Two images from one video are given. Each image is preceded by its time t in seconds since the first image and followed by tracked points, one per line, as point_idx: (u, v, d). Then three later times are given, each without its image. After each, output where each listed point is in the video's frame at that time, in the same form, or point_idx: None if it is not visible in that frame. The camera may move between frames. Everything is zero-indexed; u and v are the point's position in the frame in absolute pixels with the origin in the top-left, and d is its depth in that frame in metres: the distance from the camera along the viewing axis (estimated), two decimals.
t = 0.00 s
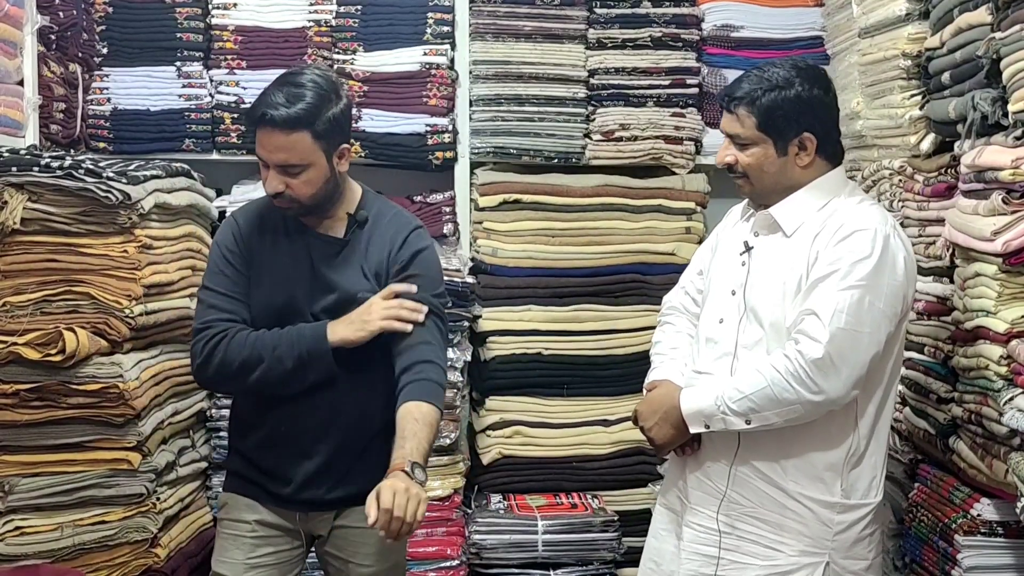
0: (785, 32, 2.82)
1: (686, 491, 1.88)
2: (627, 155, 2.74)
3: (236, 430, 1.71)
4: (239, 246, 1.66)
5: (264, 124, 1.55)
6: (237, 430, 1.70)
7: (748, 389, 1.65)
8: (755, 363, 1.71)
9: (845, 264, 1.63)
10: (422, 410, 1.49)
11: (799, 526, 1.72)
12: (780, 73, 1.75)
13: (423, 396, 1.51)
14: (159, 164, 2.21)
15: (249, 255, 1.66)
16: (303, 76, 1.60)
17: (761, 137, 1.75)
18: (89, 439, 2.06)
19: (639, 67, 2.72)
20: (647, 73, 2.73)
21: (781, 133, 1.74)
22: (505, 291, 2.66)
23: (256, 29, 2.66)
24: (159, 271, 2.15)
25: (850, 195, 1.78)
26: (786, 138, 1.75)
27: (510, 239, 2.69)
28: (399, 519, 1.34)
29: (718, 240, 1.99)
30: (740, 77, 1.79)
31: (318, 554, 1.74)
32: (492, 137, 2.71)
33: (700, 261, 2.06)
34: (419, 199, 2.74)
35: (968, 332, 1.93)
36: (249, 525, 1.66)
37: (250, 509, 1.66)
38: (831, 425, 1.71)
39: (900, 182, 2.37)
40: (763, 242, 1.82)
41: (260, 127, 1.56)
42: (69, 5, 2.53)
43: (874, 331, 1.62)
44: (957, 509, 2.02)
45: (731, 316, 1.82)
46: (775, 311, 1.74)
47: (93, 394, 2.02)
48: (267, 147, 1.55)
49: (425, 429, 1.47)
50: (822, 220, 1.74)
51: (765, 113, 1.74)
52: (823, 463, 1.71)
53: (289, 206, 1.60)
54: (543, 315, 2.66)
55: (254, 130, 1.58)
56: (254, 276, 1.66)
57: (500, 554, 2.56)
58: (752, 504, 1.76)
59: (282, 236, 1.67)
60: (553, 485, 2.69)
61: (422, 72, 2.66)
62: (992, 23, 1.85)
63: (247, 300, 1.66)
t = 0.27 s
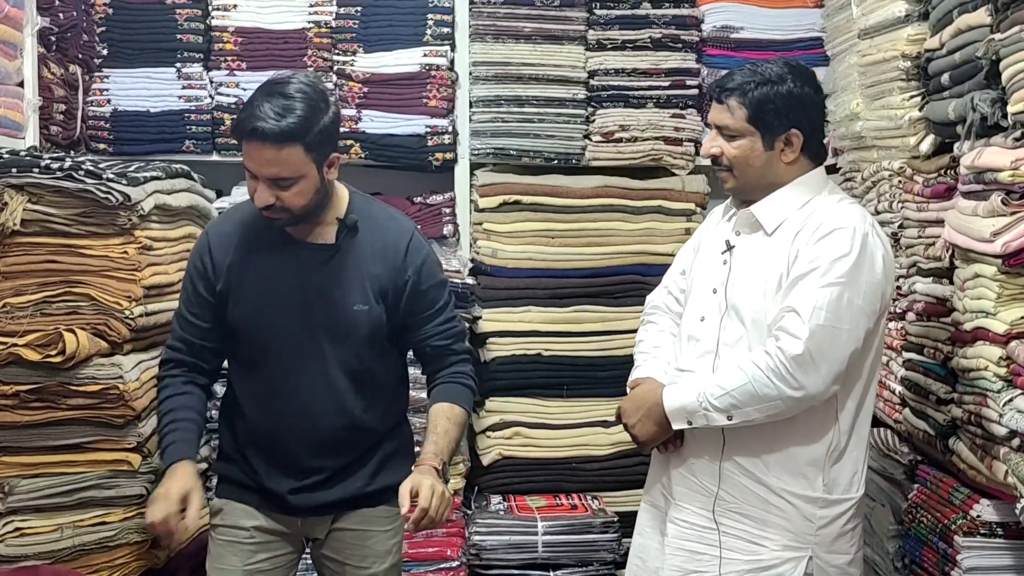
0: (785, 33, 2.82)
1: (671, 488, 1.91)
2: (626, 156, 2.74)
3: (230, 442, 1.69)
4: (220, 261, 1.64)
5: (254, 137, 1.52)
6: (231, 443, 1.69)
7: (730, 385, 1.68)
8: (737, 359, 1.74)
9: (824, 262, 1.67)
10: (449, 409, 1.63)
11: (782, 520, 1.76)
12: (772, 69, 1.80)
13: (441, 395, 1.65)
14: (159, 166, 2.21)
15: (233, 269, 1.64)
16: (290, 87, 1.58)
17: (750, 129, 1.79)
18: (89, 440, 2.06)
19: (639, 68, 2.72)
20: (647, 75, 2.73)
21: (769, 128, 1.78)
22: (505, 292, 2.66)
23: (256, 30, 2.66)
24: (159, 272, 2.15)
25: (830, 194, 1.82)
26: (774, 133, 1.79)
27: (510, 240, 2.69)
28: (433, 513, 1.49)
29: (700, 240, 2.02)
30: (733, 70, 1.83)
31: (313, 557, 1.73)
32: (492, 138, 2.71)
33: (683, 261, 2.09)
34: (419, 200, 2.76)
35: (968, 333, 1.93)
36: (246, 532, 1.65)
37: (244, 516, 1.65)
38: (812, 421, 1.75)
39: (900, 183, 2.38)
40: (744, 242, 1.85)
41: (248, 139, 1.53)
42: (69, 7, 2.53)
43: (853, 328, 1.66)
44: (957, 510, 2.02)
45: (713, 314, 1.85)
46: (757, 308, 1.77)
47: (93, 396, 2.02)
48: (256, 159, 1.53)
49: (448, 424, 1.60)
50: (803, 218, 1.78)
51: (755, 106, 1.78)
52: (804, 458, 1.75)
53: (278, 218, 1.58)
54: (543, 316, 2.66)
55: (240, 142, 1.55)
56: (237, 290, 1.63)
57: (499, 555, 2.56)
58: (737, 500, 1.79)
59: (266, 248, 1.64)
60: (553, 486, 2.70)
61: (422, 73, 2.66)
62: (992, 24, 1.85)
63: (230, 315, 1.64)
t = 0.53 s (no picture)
0: (784, 34, 2.82)
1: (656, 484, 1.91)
2: (626, 157, 2.74)
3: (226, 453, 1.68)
4: (197, 279, 1.60)
5: (224, 167, 1.46)
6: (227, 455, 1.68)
7: (715, 382, 1.68)
8: (721, 356, 1.74)
9: (807, 261, 1.68)
10: (430, 396, 1.69)
11: (767, 515, 1.77)
12: (754, 70, 1.81)
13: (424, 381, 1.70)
14: (159, 167, 2.21)
15: (213, 285, 1.61)
16: (255, 106, 1.51)
17: (732, 130, 1.79)
18: (90, 442, 2.06)
19: (639, 69, 2.72)
20: (647, 76, 2.73)
21: (752, 128, 1.78)
22: (506, 293, 2.66)
23: (256, 31, 2.66)
24: (159, 274, 2.15)
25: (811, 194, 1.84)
26: (757, 133, 1.79)
27: (510, 241, 2.69)
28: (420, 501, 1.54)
29: (682, 240, 2.02)
30: (716, 71, 1.84)
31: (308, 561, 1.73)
32: (492, 140, 2.71)
33: (665, 261, 2.09)
34: (419, 202, 2.76)
35: (968, 334, 1.93)
36: (244, 538, 1.64)
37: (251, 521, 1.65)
38: (795, 417, 1.76)
39: (900, 185, 2.38)
40: (727, 241, 1.85)
41: (216, 165, 1.47)
42: (69, 9, 2.51)
43: (835, 325, 1.67)
44: (957, 511, 2.02)
45: (696, 312, 1.85)
46: (741, 306, 1.78)
47: (93, 397, 2.02)
48: (225, 185, 1.47)
49: (430, 409, 1.67)
50: (784, 218, 1.79)
51: (738, 107, 1.78)
52: (788, 454, 1.76)
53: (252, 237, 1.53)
54: (543, 317, 2.66)
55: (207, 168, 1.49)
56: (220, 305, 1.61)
57: (500, 556, 2.57)
58: (723, 495, 1.80)
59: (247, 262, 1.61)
60: (554, 487, 2.70)
61: (422, 74, 2.66)
62: (992, 25, 1.85)
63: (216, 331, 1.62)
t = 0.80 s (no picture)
0: (785, 35, 2.82)
1: (649, 482, 1.91)
2: (626, 158, 2.74)
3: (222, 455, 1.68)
4: (191, 284, 1.61)
5: (216, 180, 1.45)
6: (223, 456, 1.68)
7: (709, 378, 1.69)
8: (713, 354, 1.75)
9: (797, 258, 1.69)
10: (421, 396, 1.69)
11: (761, 509, 1.77)
12: (737, 73, 1.82)
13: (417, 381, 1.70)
14: (160, 168, 2.21)
15: (206, 292, 1.61)
16: (247, 118, 1.50)
17: (717, 132, 1.80)
18: (91, 442, 2.06)
19: (639, 70, 2.72)
20: (647, 76, 2.74)
21: (737, 130, 1.79)
22: (506, 293, 2.66)
23: (256, 32, 2.66)
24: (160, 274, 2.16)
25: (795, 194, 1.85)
26: (742, 135, 1.80)
27: (510, 242, 2.69)
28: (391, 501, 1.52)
29: (666, 242, 2.03)
30: (699, 75, 1.85)
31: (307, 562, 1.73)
32: (493, 140, 2.72)
33: (649, 262, 2.09)
34: (419, 202, 2.77)
35: (969, 334, 1.93)
36: (242, 538, 1.64)
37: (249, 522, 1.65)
38: (787, 412, 1.77)
39: (900, 185, 2.37)
40: (714, 241, 1.86)
41: (208, 179, 1.46)
42: (70, 9, 2.49)
43: (825, 321, 1.69)
44: (957, 512, 2.02)
45: (685, 312, 1.86)
46: (731, 304, 1.79)
47: (95, 398, 2.03)
48: (218, 197, 1.47)
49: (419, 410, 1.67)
50: (770, 217, 1.80)
51: (723, 110, 1.79)
52: (781, 449, 1.77)
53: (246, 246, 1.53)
54: (543, 317, 2.67)
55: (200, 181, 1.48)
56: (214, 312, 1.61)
57: (501, 556, 2.59)
58: (717, 491, 1.80)
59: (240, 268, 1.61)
60: (554, 488, 2.70)
61: (422, 75, 2.66)
62: (992, 26, 1.85)
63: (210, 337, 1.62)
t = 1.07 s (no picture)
0: (785, 35, 2.82)
1: (644, 482, 1.91)
2: (627, 158, 2.74)
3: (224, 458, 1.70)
4: (185, 296, 1.59)
5: (211, 203, 1.41)
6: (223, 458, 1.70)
7: (706, 376, 1.69)
8: (708, 353, 1.76)
9: (790, 257, 1.71)
10: (346, 442, 1.52)
11: (756, 506, 1.79)
12: (726, 77, 1.84)
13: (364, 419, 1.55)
14: (161, 168, 2.21)
15: (199, 305, 1.59)
16: (245, 138, 1.45)
17: (709, 136, 1.81)
18: (92, 443, 2.07)
19: (640, 71, 2.72)
20: (648, 77, 2.74)
21: (727, 134, 1.81)
22: (507, 294, 2.66)
23: (257, 33, 2.66)
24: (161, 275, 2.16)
25: (783, 196, 1.86)
26: (732, 138, 1.82)
27: (511, 242, 2.69)
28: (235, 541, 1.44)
29: (654, 245, 2.04)
30: (689, 79, 1.86)
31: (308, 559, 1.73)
32: (493, 141, 2.71)
33: (636, 265, 2.10)
34: (420, 202, 2.77)
35: (969, 335, 1.93)
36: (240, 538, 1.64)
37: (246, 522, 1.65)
38: (781, 409, 1.79)
39: (902, 186, 2.37)
40: (704, 242, 1.87)
41: (206, 199, 1.42)
42: (72, 10, 2.50)
43: (819, 318, 1.71)
44: (958, 512, 2.02)
45: (677, 313, 1.87)
46: (725, 303, 1.79)
47: (96, 398, 2.03)
48: (216, 217, 1.43)
49: (333, 457, 1.49)
50: (760, 219, 1.81)
51: (714, 113, 1.81)
52: (775, 446, 1.79)
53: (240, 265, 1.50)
54: (544, 318, 2.67)
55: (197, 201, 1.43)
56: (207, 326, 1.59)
57: (501, 557, 2.58)
58: (712, 489, 1.81)
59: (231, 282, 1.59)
60: (555, 489, 2.70)
61: (422, 76, 2.66)
62: (992, 27, 1.85)
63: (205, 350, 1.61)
